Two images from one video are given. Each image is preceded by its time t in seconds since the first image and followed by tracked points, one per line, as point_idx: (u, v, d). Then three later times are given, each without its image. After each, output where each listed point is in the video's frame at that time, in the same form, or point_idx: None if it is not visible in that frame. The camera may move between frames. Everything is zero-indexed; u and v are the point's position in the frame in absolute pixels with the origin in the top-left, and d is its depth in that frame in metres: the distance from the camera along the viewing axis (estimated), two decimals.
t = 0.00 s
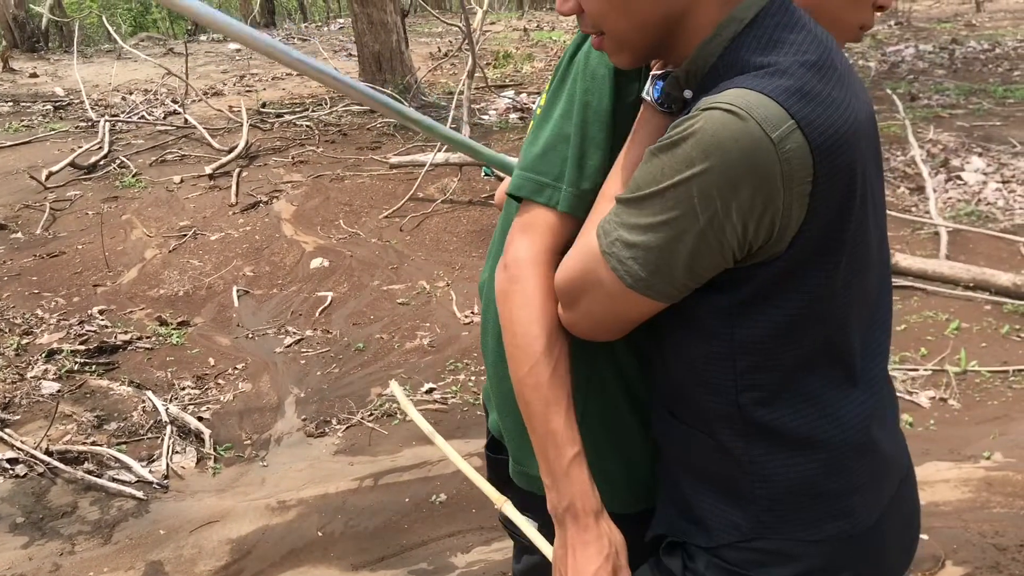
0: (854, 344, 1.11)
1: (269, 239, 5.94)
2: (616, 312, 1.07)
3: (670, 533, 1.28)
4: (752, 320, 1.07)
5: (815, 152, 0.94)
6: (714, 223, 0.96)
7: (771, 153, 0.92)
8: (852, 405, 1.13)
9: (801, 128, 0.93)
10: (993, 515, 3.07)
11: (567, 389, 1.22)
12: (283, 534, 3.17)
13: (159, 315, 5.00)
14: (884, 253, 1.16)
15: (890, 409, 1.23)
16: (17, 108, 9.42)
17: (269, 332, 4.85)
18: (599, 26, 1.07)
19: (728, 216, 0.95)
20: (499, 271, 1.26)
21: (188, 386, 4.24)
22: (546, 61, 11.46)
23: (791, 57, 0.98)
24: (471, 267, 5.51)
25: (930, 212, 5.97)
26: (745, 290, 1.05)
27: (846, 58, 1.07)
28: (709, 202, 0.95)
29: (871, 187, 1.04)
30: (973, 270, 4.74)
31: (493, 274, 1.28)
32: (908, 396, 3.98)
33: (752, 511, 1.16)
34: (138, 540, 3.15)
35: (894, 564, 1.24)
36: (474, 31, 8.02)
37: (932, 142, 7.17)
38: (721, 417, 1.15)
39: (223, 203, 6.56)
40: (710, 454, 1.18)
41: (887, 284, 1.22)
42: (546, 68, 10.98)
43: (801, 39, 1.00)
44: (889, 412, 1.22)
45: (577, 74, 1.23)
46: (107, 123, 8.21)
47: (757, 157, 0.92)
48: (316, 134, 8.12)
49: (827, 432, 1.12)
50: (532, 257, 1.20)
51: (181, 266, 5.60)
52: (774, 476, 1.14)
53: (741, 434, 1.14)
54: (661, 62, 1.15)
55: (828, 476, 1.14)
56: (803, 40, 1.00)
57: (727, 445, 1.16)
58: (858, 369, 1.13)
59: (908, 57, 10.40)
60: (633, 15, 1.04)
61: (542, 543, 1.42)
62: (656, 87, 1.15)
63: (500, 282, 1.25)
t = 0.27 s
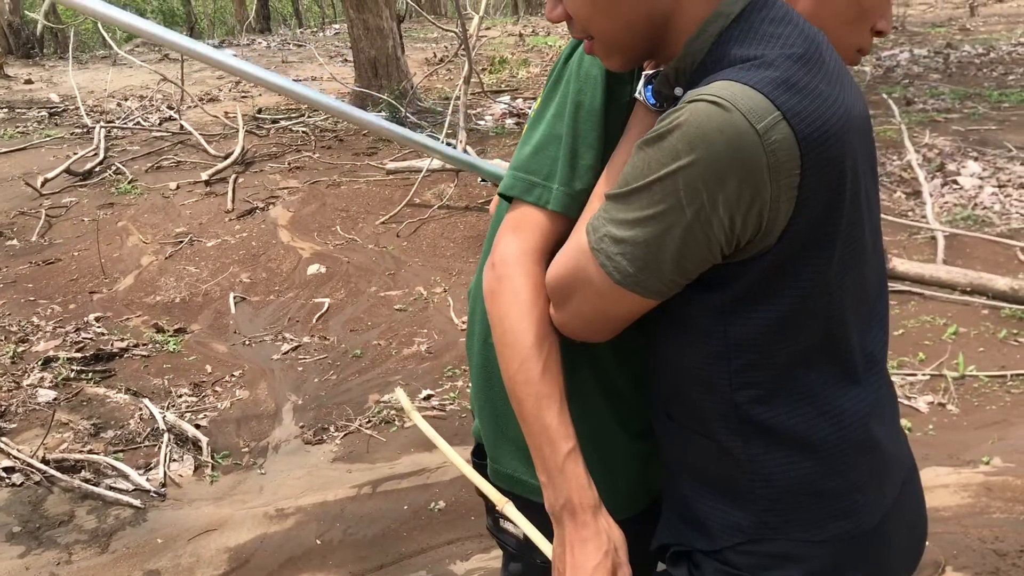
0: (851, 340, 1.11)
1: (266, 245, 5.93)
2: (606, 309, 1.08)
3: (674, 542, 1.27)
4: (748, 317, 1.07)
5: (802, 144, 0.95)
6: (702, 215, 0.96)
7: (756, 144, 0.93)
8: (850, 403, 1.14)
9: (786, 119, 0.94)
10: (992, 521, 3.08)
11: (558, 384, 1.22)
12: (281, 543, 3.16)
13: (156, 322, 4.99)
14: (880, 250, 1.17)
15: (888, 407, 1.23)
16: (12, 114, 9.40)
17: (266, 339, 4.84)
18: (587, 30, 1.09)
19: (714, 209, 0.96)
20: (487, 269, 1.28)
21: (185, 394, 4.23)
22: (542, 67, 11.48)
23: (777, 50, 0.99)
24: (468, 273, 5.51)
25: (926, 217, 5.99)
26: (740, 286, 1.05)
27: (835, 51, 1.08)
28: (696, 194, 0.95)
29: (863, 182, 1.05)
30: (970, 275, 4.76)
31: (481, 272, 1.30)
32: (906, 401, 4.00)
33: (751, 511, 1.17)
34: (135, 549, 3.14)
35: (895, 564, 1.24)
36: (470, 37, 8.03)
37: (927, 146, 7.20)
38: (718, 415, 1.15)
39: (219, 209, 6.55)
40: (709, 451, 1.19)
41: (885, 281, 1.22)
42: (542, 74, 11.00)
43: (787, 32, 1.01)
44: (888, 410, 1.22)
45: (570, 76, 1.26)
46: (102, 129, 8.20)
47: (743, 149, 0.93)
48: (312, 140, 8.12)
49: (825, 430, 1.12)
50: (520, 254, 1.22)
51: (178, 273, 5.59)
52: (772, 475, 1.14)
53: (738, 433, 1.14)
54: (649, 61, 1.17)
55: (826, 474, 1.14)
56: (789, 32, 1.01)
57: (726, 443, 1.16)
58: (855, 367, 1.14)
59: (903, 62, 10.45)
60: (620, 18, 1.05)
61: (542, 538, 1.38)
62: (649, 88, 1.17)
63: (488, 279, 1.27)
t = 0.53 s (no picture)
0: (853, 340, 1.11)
1: (263, 249, 5.92)
2: (603, 312, 1.08)
3: (681, 550, 1.27)
4: (750, 319, 1.07)
5: (799, 142, 0.95)
6: (700, 216, 0.96)
7: (752, 142, 0.93)
8: (855, 403, 1.14)
9: (783, 116, 0.94)
10: (991, 524, 3.08)
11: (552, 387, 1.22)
12: (279, 547, 3.16)
13: (153, 326, 4.98)
14: (881, 248, 1.16)
15: (893, 406, 1.23)
16: (9, 118, 9.40)
17: (263, 343, 4.83)
18: (582, 34, 1.09)
19: (713, 208, 0.96)
20: (481, 272, 1.28)
21: (183, 398, 4.22)
22: (539, 70, 11.49)
23: (773, 48, 0.99)
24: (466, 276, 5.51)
25: (924, 219, 6.01)
26: (742, 287, 1.05)
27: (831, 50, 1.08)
28: (694, 194, 0.95)
29: (863, 179, 1.04)
30: (968, 277, 4.77)
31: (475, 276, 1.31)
32: (905, 403, 4.01)
33: (758, 515, 1.17)
34: (133, 554, 3.13)
35: (904, 563, 1.24)
36: (467, 40, 8.04)
37: (924, 149, 7.22)
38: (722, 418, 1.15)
39: (216, 213, 6.55)
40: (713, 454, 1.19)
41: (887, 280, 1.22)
42: (540, 77, 11.01)
43: (782, 30, 1.01)
44: (894, 409, 1.22)
45: (568, 81, 1.27)
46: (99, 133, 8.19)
47: (741, 148, 0.93)
48: (310, 144, 8.11)
49: (830, 432, 1.13)
50: (514, 258, 1.23)
51: (175, 277, 5.58)
52: (779, 478, 1.14)
53: (743, 436, 1.14)
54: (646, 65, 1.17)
55: (832, 476, 1.14)
56: (785, 31, 1.01)
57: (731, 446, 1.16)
58: (860, 367, 1.14)
59: (900, 64, 10.48)
60: (614, 20, 1.05)
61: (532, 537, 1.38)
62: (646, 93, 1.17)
63: (482, 282, 1.27)
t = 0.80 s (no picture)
0: (863, 342, 1.11)
1: (260, 254, 5.92)
2: (603, 319, 1.08)
3: (694, 559, 1.27)
4: (757, 323, 1.07)
5: (799, 142, 0.95)
6: (702, 220, 0.97)
7: (753, 144, 0.93)
8: (866, 405, 1.14)
9: (782, 117, 0.94)
10: (988, 527, 3.09)
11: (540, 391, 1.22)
12: (275, 553, 3.15)
13: (149, 332, 4.97)
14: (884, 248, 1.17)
15: (901, 407, 1.23)
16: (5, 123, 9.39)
17: (260, 348, 4.83)
18: (578, 43, 1.10)
19: (714, 212, 0.96)
20: (473, 277, 1.29)
21: (179, 404, 4.22)
22: (535, 74, 11.52)
23: (771, 51, 0.99)
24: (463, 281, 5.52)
25: (919, 223, 6.03)
26: (747, 292, 1.05)
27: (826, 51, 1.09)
28: (696, 199, 0.96)
29: (864, 179, 1.05)
30: (964, 280, 4.79)
31: (466, 281, 1.32)
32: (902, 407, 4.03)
33: (773, 522, 1.17)
34: (129, 560, 3.12)
35: (919, 560, 1.25)
36: (463, 45, 8.06)
37: (920, 152, 7.25)
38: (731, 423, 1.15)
39: (213, 218, 6.54)
40: (724, 461, 1.19)
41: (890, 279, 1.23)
42: (536, 81, 11.04)
43: (779, 33, 1.02)
44: (901, 408, 1.23)
45: (564, 86, 1.28)
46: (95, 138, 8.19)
47: (742, 151, 0.93)
48: (306, 149, 8.12)
49: (843, 437, 1.13)
50: (505, 263, 1.24)
51: (171, 282, 5.57)
52: (792, 483, 1.14)
53: (754, 442, 1.14)
54: (643, 72, 1.18)
55: (846, 479, 1.15)
56: (781, 33, 1.02)
57: (743, 453, 1.16)
58: (870, 369, 1.14)
59: (896, 68, 10.53)
60: (608, 28, 1.06)
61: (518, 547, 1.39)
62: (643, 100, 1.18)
63: (473, 288, 1.28)
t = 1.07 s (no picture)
0: (875, 345, 1.13)
1: (257, 259, 5.92)
2: (608, 332, 1.09)
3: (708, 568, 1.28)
4: (769, 330, 1.08)
5: (805, 148, 0.97)
6: (709, 228, 0.98)
7: (759, 150, 0.95)
8: (877, 408, 1.16)
9: (788, 124, 0.96)
10: (984, 529, 3.11)
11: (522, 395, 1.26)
12: (272, 558, 3.16)
13: (146, 337, 4.98)
14: (888, 250, 1.19)
15: (909, 409, 1.26)
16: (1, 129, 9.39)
17: (256, 353, 4.83)
18: (574, 55, 1.12)
19: (722, 220, 0.97)
20: (462, 280, 1.32)
21: (176, 409, 4.22)
22: (532, 78, 11.54)
23: (771, 58, 1.01)
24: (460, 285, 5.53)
25: (915, 226, 6.06)
26: (758, 298, 1.06)
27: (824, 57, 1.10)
28: (701, 208, 0.97)
29: (866, 184, 1.07)
30: (959, 283, 4.81)
31: (454, 283, 1.35)
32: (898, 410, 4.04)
33: (791, 529, 1.18)
34: (125, 566, 3.12)
35: (930, 555, 1.28)
36: (460, 50, 8.08)
37: (915, 156, 7.28)
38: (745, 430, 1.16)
39: (209, 223, 6.54)
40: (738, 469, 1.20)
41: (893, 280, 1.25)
42: (532, 85, 11.06)
43: (778, 41, 1.03)
44: (908, 406, 1.25)
45: (558, 94, 1.30)
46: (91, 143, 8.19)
47: (748, 159, 0.95)
48: (303, 153, 8.13)
49: (857, 440, 1.15)
50: (493, 267, 1.27)
51: (168, 287, 5.58)
52: (810, 490, 1.16)
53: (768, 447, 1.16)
54: (642, 81, 1.20)
55: (863, 481, 1.17)
56: (779, 40, 1.03)
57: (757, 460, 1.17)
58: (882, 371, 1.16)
59: (891, 72, 10.58)
60: (602, 40, 1.08)
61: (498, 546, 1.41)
62: (643, 114, 1.19)
63: (461, 290, 1.31)
